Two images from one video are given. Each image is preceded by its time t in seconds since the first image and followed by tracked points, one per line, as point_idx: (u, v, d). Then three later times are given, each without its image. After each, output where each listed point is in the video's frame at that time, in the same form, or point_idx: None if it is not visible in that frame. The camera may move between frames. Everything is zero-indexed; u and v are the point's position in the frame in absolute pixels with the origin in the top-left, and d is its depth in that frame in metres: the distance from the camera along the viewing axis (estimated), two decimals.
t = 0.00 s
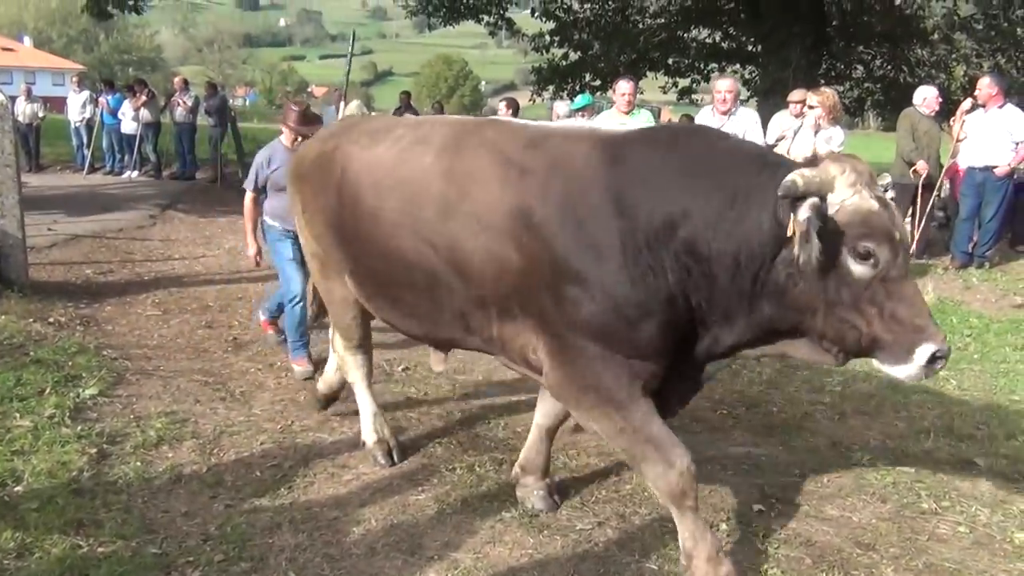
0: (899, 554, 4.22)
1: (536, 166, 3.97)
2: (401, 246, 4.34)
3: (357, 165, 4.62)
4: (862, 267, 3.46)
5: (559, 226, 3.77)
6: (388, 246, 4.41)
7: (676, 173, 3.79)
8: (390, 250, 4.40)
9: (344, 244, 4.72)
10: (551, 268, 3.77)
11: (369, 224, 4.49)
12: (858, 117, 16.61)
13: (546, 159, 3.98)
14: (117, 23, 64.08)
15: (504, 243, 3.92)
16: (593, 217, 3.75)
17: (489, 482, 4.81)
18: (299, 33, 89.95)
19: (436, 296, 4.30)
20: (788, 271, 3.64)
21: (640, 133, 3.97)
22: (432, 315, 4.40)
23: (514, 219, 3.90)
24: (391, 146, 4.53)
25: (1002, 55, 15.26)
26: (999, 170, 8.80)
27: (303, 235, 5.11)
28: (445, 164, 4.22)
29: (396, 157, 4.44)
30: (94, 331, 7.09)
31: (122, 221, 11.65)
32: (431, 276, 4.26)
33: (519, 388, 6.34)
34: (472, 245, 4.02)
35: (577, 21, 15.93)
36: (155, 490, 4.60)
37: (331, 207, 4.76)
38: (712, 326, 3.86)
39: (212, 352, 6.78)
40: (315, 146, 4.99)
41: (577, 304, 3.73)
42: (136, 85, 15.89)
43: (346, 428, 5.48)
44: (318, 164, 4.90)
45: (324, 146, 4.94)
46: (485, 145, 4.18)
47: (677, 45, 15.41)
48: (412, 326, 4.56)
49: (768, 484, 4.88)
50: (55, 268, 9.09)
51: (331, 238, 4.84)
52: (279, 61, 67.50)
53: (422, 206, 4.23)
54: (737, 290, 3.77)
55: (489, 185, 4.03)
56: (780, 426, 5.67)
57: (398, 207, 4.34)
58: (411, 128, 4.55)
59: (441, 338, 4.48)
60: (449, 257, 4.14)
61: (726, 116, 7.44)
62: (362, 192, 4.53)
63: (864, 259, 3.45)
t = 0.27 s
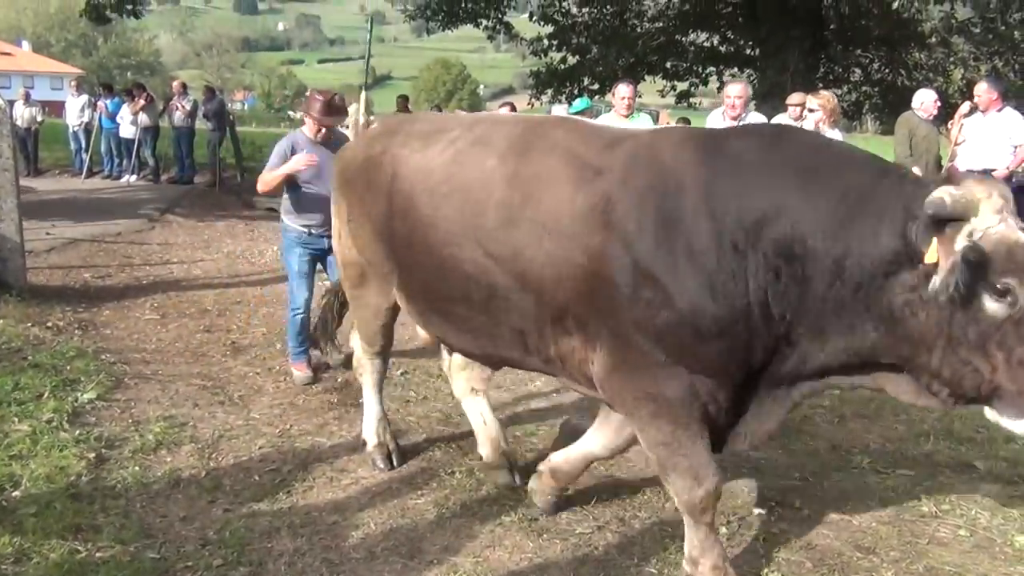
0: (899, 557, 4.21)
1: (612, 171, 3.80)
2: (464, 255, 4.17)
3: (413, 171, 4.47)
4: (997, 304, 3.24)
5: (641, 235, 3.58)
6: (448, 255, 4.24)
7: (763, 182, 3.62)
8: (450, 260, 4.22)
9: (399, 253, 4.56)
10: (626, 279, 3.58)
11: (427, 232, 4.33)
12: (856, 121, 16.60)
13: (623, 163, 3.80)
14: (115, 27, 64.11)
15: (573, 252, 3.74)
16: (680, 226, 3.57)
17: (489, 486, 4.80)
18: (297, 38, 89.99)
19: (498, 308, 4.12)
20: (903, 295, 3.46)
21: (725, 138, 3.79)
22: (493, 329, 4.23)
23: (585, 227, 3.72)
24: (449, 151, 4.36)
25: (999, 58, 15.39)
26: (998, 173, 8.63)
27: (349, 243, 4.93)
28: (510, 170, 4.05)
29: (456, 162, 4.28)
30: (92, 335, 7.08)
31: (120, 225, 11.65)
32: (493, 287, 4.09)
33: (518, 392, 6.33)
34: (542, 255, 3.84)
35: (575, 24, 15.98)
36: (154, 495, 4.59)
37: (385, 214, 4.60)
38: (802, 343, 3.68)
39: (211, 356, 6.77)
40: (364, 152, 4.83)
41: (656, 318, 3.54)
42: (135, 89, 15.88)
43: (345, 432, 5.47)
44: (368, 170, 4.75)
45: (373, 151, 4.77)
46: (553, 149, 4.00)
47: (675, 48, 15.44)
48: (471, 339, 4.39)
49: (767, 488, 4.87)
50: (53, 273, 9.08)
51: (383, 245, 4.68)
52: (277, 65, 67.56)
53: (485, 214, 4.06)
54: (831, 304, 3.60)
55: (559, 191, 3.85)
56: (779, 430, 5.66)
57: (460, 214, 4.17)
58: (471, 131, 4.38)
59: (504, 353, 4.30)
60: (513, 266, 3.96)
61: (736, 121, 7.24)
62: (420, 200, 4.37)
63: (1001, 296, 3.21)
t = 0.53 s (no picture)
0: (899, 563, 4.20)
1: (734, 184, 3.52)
2: (559, 281, 3.85)
3: (491, 189, 4.15)
4: None
5: (768, 257, 3.31)
6: (541, 280, 3.92)
7: (908, 193, 3.35)
8: (544, 289, 3.91)
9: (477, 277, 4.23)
10: (760, 306, 3.29)
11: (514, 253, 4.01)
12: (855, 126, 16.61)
13: (745, 176, 3.52)
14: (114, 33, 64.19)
15: (693, 275, 3.44)
16: (812, 248, 3.30)
17: (488, 491, 4.79)
18: (296, 43, 90.07)
19: (599, 340, 3.81)
20: None
21: (855, 149, 3.53)
22: (592, 362, 3.91)
23: (703, 248, 3.43)
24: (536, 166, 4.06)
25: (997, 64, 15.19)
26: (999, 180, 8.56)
27: (408, 268, 4.57)
28: (609, 188, 3.77)
29: (546, 178, 3.98)
30: (91, 340, 7.07)
31: (119, 230, 11.66)
32: (596, 316, 3.77)
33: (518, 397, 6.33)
34: (651, 279, 3.55)
35: (574, 30, 16.04)
36: (153, 500, 4.58)
37: (460, 235, 4.26)
38: (952, 376, 3.35)
39: (210, 361, 6.76)
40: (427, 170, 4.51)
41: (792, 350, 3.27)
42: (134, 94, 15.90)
43: (344, 436, 5.46)
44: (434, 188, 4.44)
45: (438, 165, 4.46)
46: (661, 163, 3.73)
47: (673, 54, 15.48)
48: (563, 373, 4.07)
49: (767, 494, 4.86)
50: (52, 277, 9.08)
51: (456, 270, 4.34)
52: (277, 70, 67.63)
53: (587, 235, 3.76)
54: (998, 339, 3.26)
55: (672, 207, 3.56)
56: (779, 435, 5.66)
57: (554, 235, 3.86)
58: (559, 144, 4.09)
59: (601, 388, 4.00)
60: (620, 294, 3.66)
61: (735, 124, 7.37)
62: (506, 221, 4.04)
63: None
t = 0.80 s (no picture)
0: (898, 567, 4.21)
1: (895, 216, 3.30)
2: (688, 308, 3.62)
3: (608, 194, 3.87)
4: None
5: (927, 317, 3.16)
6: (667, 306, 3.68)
7: None
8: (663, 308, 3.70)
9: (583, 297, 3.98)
10: (907, 365, 3.17)
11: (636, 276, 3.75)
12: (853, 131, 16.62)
13: (909, 212, 3.30)
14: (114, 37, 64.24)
15: (853, 317, 3.24)
16: (972, 312, 3.15)
17: (487, 495, 4.79)
18: (296, 48, 90.14)
19: (728, 374, 3.63)
20: None
21: None
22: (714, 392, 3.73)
23: (859, 290, 3.24)
24: (660, 175, 3.76)
25: (996, 68, 14.89)
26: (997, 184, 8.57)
27: (497, 278, 4.26)
28: (756, 209, 3.50)
29: (678, 191, 3.68)
30: (90, 345, 7.07)
31: (118, 235, 11.66)
32: (729, 349, 3.56)
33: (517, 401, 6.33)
34: (789, 320, 3.38)
35: (572, 35, 15.98)
36: (151, 505, 4.58)
37: (567, 250, 3.97)
38: None
39: (209, 366, 6.75)
40: (524, 169, 4.17)
41: (954, 406, 3.16)
42: (134, 99, 15.92)
43: (343, 440, 5.47)
44: (534, 190, 4.09)
45: (537, 162, 4.15)
46: (809, 183, 3.47)
47: (672, 57, 15.45)
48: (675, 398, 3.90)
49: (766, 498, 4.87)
50: (50, 282, 9.08)
51: (557, 288, 4.06)
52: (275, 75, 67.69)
53: (727, 263, 3.51)
54: None
55: (828, 239, 3.33)
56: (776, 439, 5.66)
57: (684, 258, 3.61)
58: (684, 150, 3.80)
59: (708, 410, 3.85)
60: (762, 330, 3.45)
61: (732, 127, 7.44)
62: (625, 233, 3.79)
63: None
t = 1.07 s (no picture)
0: (899, 570, 4.19)
1: None
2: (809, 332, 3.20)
3: (695, 206, 3.41)
4: None
5: None
6: (790, 328, 3.23)
7: None
8: (778, 334, 3.26)
9: (691, 324, 3.47)
10: None
11: (751, 300, 3.30)
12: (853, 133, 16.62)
13: None
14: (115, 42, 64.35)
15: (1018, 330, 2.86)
16: None
17: (487, 499, 4.79)
18: (296, 52, 90.26)
19: (866, 394, 3.19)
20: None
21: None
22: (848, 417, 3.27)
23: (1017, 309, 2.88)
24: (758, 187, 3.31)
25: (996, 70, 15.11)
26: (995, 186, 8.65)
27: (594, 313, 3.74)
28: (876, 216, 3.09)
29: (781, 200, 3.24)
30: (91, 349, 7.08)
31: (119, 239, 11.68)
32: (867, 369, 3.14)
33: (517, 405, 6.33)
34: (940, 345, 2.98)
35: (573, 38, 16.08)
36: (151, 509, 4.58)
37: (661, 275, 3.47)
38: None
39: (209, 370, 6.76)
40: (601, 192, 3.66)
41: None
42: (134, 104, 15.95)
43: (344, 445, 5.47)
44: (612, 213, 3.60)
45: (613, 182, 3.65)
46: (932, 185, 3.07)
47: (672, 61, 15.44)
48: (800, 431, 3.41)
49: (767, 501, 4.86)
50: (51, 287, 9.09)
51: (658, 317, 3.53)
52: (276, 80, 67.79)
53: (851, 276, 3.09)
54: None
55: (963, 242, 2.97)
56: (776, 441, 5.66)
57: (799, 271, 3.18)
58: (785, 152, 3.35)
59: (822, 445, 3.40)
60: (905, 348, 3.04)
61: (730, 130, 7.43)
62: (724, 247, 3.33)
63: None
